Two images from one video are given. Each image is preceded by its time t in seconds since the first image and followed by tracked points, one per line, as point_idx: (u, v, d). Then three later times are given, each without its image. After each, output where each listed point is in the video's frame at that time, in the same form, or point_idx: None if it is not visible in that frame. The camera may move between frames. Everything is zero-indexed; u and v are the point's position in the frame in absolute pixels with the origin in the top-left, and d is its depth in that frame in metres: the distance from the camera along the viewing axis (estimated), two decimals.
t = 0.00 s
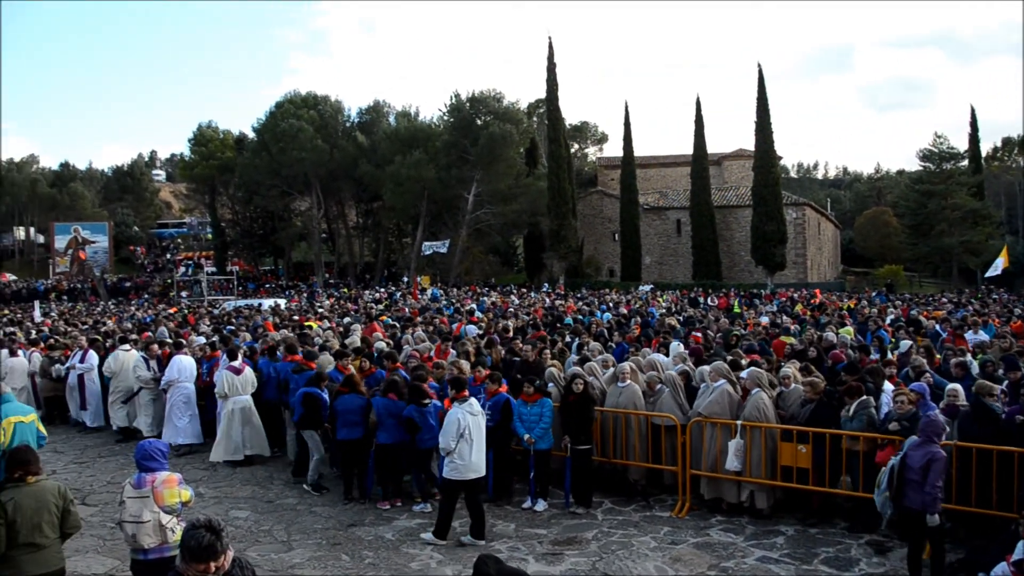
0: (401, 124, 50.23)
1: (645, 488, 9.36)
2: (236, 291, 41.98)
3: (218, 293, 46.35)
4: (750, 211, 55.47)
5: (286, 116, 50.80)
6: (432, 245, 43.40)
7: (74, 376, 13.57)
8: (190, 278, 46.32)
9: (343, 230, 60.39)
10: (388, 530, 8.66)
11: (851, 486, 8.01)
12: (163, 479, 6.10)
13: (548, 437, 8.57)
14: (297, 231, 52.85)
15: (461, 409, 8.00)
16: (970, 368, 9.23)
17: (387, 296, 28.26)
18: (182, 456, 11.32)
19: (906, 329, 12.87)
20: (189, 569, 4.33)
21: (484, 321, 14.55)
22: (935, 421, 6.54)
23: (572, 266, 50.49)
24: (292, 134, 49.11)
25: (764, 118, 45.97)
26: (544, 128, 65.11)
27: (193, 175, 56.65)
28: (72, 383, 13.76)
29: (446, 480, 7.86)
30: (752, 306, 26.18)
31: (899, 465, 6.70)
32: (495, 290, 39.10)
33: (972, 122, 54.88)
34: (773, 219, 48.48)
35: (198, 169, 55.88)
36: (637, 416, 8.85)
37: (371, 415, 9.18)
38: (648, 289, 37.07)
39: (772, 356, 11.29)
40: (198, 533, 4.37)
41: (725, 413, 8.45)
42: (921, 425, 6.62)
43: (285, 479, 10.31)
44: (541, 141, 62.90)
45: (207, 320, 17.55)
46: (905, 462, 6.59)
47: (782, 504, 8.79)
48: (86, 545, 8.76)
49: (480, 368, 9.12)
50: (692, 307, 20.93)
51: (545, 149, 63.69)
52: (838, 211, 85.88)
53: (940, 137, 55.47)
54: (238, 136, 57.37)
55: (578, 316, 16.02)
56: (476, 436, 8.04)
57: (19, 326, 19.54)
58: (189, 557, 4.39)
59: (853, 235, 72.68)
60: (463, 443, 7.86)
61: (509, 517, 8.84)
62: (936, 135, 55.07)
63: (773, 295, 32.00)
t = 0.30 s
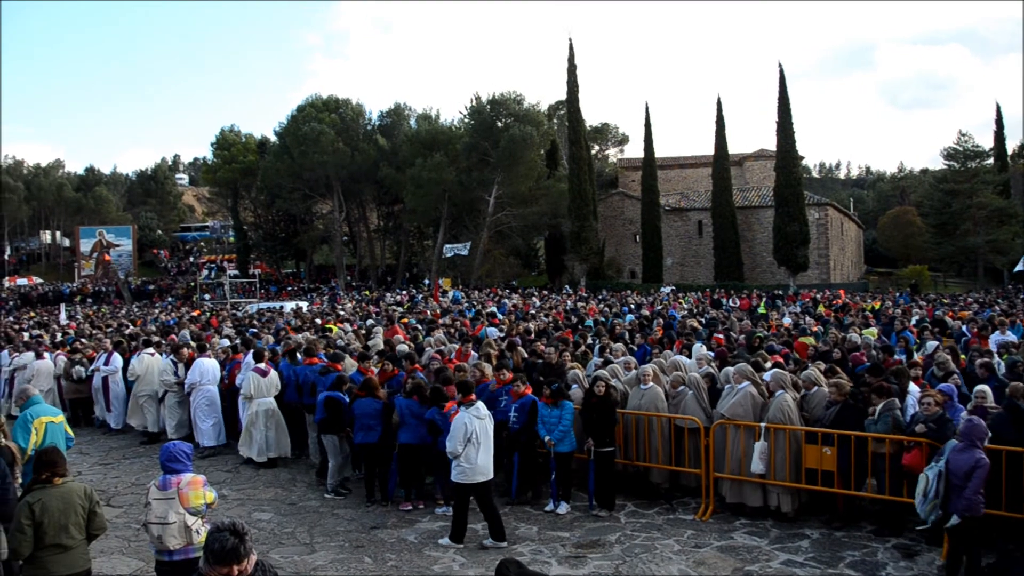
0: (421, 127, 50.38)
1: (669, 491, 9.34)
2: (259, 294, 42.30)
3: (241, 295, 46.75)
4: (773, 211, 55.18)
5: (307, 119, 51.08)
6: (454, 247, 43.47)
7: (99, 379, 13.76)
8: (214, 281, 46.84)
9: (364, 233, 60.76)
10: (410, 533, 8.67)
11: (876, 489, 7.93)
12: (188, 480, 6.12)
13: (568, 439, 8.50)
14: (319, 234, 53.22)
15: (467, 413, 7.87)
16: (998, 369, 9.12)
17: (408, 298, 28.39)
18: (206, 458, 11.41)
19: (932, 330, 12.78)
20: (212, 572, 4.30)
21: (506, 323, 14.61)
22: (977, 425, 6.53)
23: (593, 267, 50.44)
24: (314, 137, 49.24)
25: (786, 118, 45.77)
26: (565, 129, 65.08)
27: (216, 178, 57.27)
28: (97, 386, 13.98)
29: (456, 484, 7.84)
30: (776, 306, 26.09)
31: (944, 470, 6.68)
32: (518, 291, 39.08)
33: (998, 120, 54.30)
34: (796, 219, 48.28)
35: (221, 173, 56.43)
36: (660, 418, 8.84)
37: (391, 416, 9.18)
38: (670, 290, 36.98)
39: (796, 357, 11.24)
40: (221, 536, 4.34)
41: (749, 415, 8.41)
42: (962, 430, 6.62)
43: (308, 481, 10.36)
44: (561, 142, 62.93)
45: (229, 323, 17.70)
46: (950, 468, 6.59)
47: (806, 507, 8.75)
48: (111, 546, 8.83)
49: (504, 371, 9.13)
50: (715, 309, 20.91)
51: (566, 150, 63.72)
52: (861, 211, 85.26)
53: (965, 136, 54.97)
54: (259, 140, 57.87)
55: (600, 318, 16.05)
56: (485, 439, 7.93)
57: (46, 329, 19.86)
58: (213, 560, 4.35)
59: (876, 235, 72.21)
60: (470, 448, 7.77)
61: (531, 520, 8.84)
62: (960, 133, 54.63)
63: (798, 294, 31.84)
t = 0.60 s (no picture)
0: (441, 131, 50.54)
1: (689, 494, 9.33)
2: (280, 297, 42.69)
3: (262, 299, 47.12)
4: (794, 213, 54.92)
5: (327, 123, 51.36)
6: (475, 250, 43.61)
7: (122, 382, 13.91)
8: (235, 284, 47.25)
9: (384, 236, 61.05)
10: (431, 536, 8.68)
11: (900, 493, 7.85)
12: (211, 481, 6.17)
13: (587, 442, 8.49)
14: (339, 237, 53.55)
15: (474, 416, 8.06)
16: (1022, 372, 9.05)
17: (427, 301, 28.55)
18: (228, 460, 11.51)
19: (956, 333, 12.69)
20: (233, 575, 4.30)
21: (526, 325, 14.68)
22: (1006, 426, 6.52)
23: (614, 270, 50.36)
24: (334, 141, 49.48)
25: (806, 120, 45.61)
26: (585, 132, 65.15)
27: (237, 182, 57.90)
28: (120, 388, 14.16)
29: (465, 487, 7.92)
30: (798, 308, 25.99)
31: (980, 472, 6.58)
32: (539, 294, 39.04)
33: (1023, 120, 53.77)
34: (817, 221, 48.04)
35: (242, 177, 57.10)
36: (681, 421, 8.84)
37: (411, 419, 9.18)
38: (691, 293, 36.89)
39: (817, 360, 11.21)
40: (242, 539, 4.33)
41: (771, 418, 8.38)
42: (992, 433, 6.57)
43: (329, 483, 10.42)
44: (581, 145, 62.96)
45: (250, 327, 17.84)
46: (990, 470, 6.50)
47: (828, 512, 8.71)
48: (134, 547, 8.90)
49: (526, 376, 9.17)
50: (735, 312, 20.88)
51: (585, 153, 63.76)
52: (883, 213, 84.70)
53: (989, 136, 54.75)
54: (279, 144, 58.39)
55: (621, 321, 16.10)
56: (493, 441, 8.07)
57: (70, 332, 20.14)
58: (233, 563, 4.35)
59: (898, 238, 71.72)
60: (477, 450, 7.91)
61: (551, 523, 8.83)
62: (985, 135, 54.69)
63: (821, 297, 31.65)
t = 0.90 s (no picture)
0: (462, 135, 50.80)
1: (711, 500, 9.29)
2: (302, 302, 43.02)
3: (283, 303, 47.48)
4: (815, 217, 54.63)
5: (349, 128, 51.74)
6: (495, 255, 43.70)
7: (145, 385, 14.05)
8: (257, 288, 47.76)
9: (405, 241, 61.30)
10: (452, 540, 8.68)
11: (925, 500, 7.77)
12: (231, 485, 6.14)
13: (608, 447, 8.48)
14: (360, 241, 53.91)
15: (488, 420, 8.13)
16: None
17: (450, 306, 28.65)
18: (249, 464, 11.58)
19: (980, 338, 12.59)
20: None
21: (547, 331, 14.70)
22: None
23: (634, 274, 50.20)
24: (355, 146, 50.01)
25: (827, 123, 45.42)
26: (606, 137, 65.16)
27: (260, 187, 58.44)
28: (143, 392, 14.28)
29: (482, 491, 8.01)
30: (822, 313, 25.82)
31: (1016, 475, 6.51)
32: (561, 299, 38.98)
33: None
34: (839, 225, 47.74)
35: (265, 182, 57.79)
36: (703, 426, 8.82)
37: (431, 425, 9.20)
38: (713, 298, 36.73)
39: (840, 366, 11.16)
40: (265, 542, 4.25)
41: (794, 424, 8.32)
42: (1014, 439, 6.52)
43: (350, 487, 10.45)
44: (602, 149, 62.96)
45: (271, 331, 17.96)
46: None
47: (852, 518, 8.64)
48: (157, 550, 8.94)
49: (549, 381, 9.17)
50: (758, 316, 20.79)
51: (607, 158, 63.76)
52: (906, 216, 84.00)
53: (1014, 138, 54.15)
54: (302, 149, 58.98)
55: (642, 326, 16.08)
56: (506, 446, 8.16)
57: (96, 335, 20.40)
58: (254, 567, 4.27)
59: (922, 242, 71.08)
60: (491, 455, 8.02)
61: (572, 529, 8.81)
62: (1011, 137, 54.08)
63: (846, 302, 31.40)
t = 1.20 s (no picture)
0: (478, 142, 51.02)
1: (727, 509, 9.24)
2: (317, 307, 43.30)
3: (298, 309, 47.79)
4: (832, 225, 54.44)
5: (365, 135, 52.06)
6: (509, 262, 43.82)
7: (161, 390, 14.16)
8: (272, 293, 48.03)
9: (420, 248, 61.56)
10: (465, 547, 8.67)
11: (942, 511, 7.69)
12: (247, 490, 6.15)
13: (621, 456, 8.46)
14: (375, 248, 53.97)
15: (498, 426, 8.18)
16: None
17: (464, 312, 28.76)
18: (263, 470, 11.63)
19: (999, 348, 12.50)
20: None
21: (562, 338, 14.73)
22: None
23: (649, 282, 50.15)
24: (371, 152, 50.38)
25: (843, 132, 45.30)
26: (622, 144, 65.25)
27: (276, 194, 58.96)
28: (158, 396, 14.37)
29: (493, 499, 8.01)
30: (838, 321, 25.72)
31: None
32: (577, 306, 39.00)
33: None
34: (855, 233, 47.54)
35: (281, 188, 58.19)
36: (718, 435, 8.80)
37: (445, 433, 9.21)
38: (728, 306, 36.64)
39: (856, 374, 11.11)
40: (278, 548, 4.27)
41: (809, 433, 8.28)
42: None
43: (363, 493, 10.47)
44: (618, 156, 63.04)
45: (287, 337, 18.07)
46: None
47: (869, 529, 8.58)
48: (171, 554, 8.98)
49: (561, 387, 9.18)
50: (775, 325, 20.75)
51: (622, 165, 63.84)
52: (923, 224, 83.53)
53: None
54: (318, 156, 59.44)
55: (657, 333, 16.09)
56: (516, 452, 8.17)
57: (114, 339, 20.58)
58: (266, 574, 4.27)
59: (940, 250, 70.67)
60: (502, 462, 8.01)
61: (586, 537, 8.78)
62: None
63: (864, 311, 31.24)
